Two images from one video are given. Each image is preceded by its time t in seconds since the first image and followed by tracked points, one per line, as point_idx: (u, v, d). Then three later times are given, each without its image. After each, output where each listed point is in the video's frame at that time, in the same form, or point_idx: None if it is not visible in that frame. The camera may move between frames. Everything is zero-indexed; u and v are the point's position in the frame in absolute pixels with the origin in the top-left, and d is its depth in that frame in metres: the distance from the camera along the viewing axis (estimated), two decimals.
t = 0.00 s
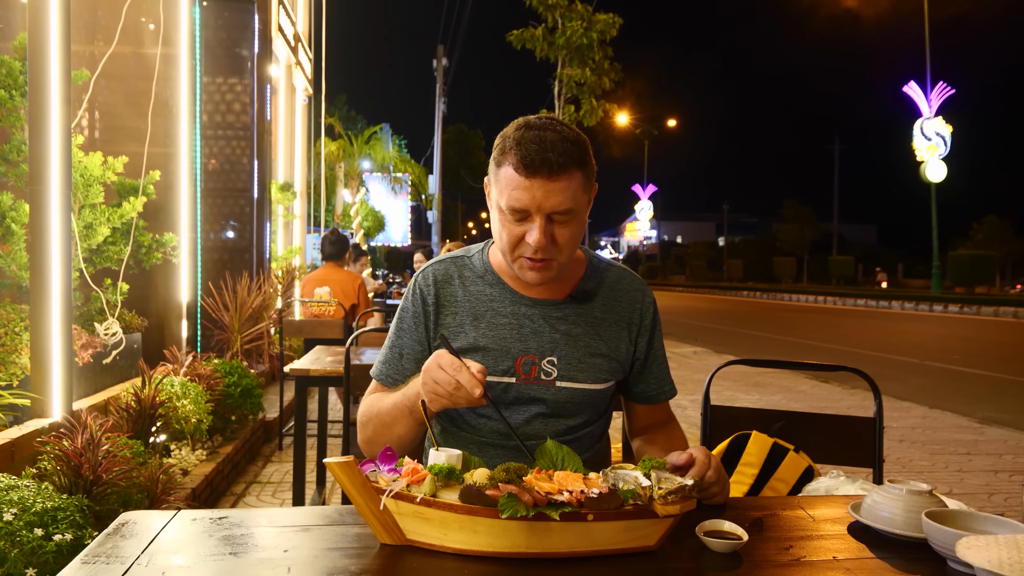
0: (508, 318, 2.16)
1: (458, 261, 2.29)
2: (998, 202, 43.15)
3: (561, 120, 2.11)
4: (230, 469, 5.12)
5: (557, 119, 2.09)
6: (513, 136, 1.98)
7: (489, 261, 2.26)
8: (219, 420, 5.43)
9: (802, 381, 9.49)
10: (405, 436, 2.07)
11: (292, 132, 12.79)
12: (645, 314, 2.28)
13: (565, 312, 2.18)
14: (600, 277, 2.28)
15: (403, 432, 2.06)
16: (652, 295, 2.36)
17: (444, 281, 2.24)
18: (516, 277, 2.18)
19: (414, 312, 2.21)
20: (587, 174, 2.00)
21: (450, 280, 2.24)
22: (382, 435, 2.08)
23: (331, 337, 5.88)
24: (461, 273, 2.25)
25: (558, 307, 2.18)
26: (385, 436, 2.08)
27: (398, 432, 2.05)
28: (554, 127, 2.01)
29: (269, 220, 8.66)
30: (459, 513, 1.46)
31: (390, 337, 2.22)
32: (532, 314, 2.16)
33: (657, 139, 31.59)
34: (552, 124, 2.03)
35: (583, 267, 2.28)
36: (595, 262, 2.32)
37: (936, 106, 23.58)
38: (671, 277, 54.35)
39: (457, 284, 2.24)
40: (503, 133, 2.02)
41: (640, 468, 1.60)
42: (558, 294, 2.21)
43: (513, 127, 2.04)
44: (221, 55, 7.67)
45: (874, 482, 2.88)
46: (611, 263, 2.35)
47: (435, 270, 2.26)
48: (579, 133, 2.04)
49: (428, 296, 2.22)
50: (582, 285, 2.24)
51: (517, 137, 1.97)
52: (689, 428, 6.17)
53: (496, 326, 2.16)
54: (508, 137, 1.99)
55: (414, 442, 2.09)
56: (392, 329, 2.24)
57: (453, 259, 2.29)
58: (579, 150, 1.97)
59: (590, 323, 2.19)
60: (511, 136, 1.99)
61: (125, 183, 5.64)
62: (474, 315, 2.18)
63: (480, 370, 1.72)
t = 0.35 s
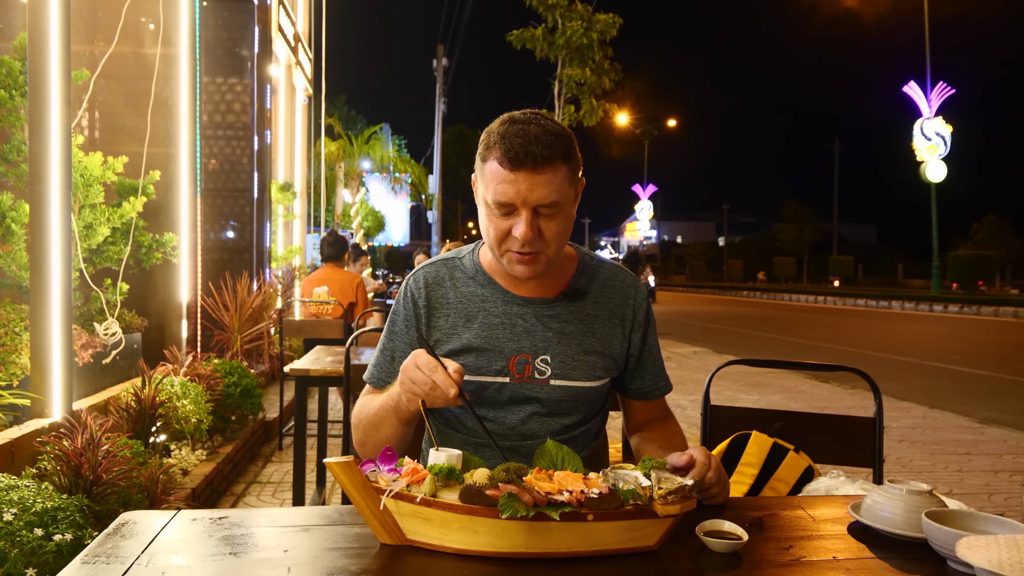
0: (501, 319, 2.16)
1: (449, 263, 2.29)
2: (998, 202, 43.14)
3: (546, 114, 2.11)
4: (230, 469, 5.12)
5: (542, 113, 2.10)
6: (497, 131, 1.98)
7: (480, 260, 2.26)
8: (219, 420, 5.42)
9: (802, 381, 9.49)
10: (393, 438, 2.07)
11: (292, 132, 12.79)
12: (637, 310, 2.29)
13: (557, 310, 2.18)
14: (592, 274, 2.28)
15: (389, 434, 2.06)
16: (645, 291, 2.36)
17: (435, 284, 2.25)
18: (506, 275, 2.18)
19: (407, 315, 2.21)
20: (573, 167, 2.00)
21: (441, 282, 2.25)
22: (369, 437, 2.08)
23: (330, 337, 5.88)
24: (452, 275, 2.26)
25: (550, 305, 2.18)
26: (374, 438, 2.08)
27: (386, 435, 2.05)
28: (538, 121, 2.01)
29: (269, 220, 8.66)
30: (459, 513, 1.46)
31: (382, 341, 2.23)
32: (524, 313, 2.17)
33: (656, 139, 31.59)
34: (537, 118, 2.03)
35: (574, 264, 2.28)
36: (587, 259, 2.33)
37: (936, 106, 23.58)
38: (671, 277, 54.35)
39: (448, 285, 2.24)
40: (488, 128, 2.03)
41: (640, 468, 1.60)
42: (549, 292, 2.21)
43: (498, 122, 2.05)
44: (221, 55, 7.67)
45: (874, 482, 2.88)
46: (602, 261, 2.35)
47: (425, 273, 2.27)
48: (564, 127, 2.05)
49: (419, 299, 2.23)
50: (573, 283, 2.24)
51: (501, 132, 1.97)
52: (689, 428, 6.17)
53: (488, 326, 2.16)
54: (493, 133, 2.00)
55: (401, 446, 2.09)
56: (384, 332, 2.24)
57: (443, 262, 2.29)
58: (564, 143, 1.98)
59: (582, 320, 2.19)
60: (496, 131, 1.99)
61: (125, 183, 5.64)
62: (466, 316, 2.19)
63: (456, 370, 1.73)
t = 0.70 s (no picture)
0: (498, 315, 2.16)
1: (446, 262, 2.29)
2: (998, 202, 43.14)
3: (539, 111, 2.13)
4: (230, 469, 5.12)
5: (535, 110, 2.11)
6: (493, 126, 1.99)
7: (477, 258, 2.26)
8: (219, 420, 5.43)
9: (802, 381, 9.49)
10: (400, 437, 2.08)
11: (293, 132, 12.79)
12: (633, 306, 2.29)
13: (554, 306, 2.18)
14: (587, 270, 2.29)
15: (397, 435, 2.06)
16: (641, 287, 2.36)
17: (432, 283, 2.24)
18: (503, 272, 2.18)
19: (405, 314, 2.21)
20: (568, 161, 2.02)
21: (438, 280, 2.25)
22: (376, 439, 2.08)
23: (331, 337, 5.88)
24: (450, 274, 2.25)
25: (547, 300, 2.18)
26: (380, 440, 2.08)
27: (393, 436, 2.06)
28: (532, 116, 2.03)
29: (269, 220, 8.67)
30: (459, 513, 1.46)
31: (381, 341, 2.23)
32: (521, 309, 2.16)
33: (656, 139, 31.60)
34: (531, 114, 2.05)
35: (570, 260, 2.28)
36: (582, 256, 2.33)
37: (936, 106, 23.59)
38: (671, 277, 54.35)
39: (446, 284, 2.24)
40: (483, 124, 2.04)
41: (640, 468, 1.60)
42: (545, 288, 2.21)
43: (492, 119, 2.06)
44: (221, 55, 7.67)
45: (874, 482, 2.88)
46: (598, 258, 2.35)
47: (422, 272, 2.26)
48: (557, 122, 2.06)
49: (417, 298, 2.22)
50: (569, 278, 2.24)
51: (496, 127, 1.98)
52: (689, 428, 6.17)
53: (486, 322, 2.16)
54: (488, 128, 2.01)
55: (408, 445, 2.10)
56: (383, 332, 2.24)
57: (440, 261, 2.29)
58: (558, 136, 1.99)
59: (579, 316, 2.19)
60: (491, 127, 2.00)
61: (125, 183, 5.64)
62: (464, 313, 2.18)
63: (468, 367, 1.74)
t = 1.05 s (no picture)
0: (500, 312, 2.16)
1: (448, 261, 2.30)
2: (998, 202, 43.13)
3: (543, 109, 2.13)
4: (230, 469, 5.12)
5: (540, 108, 2.12)
6: (500, 123, 1.99)
7: (479, 257, 2.27)
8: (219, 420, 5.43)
9: (802, 381, 9.49)
10: (394, 435, 2.07)
11: (292, 132, 12.79)
12: (634, 305, 2.29)
13: (555, 303, 2.18)
14: (589, 269, 2.29)
15: (389, 432, 2.06)
16: (642, 287, 2.36)
17: (434, 282, 2.25)
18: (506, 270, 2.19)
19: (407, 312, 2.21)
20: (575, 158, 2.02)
21: (440, 279, 2.25)
22: (369, 436, 2.09)
23: (331, 337, 5.88)
24: (452, 273, 2.26)
25: (548, 298, 2.18)
26: (375, 437, 2.08)
27: (386, 433, 2.06)
28: (539, 113, 2.03)
29: (269, 220, 8.67)
30: (459, 513, 1.46)
31: (383, 340, 2.23)
32: (523, 307, 2.16)
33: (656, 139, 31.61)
34: (537, 111, 2.05)
35: (572, 259, 2.29)
36: (584, 256, 2.33)
37: (936, 106, 23.59)
38: (671, 277, 54.35)
39: (448, 283, 2.25)
40: (489, 122, 2.04)
41: (640, 468, 1.60)
42: (547, 286, 2.21)
43: (498, 116, 2.06)
44: (221, 55, 7.67)
45: (874, 482, 2.88)
46: (599, 258, 2.35)
47: (424, 272, 2.27)
48: (563, 119, 2.07)
49: (419, 297, 2.23)
50: (571, 277, 2.24)
51: (504, 124, 1.98)
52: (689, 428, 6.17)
53: (488, 320, 2.16)
54: (495, 125, 2.01)
55: (401, 443, 2.10)
56: (385, 331, 2.25)
57: (443, 260, 2.30)
58: (565, 133, 2.00)
59: (581, 314, 2.19)
60: (499, 124, 2.00)
61: (125, 183, 5.64)
62: (466, 312, 2.19)
63: (451, 363, 1.74)
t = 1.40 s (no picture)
0: (505, 314, 2.16)
1: (454, 261, 2.30)
2: (999, 202, 43.12)
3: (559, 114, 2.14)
4: (230, 469, 5.12)
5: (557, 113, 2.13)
6: (518, 124, 1.99)
7: (485, 257, 2.27)
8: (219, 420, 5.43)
9: (802, 381, 9.49)
10: (394, 432, 2.07)
11: (292, 132, 12.79)
12: (639, 309, 2.28)
13: (560, 306, 2.18)
14: (595, 272, 2.28)
15: (388, 430, 2.06)
16: (647, 291, 2.36)
17: (439, 281, 2.25)
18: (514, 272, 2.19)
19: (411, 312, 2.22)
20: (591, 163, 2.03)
21: (445, 279, 2.25)
22: (369, 433, 2.10)
23: (331, 337, 5.88)
24: (457, 272, 2.26)
25: (553, 301, 2.18)
26: (375, 434, 2.08)
27: (386, 430, 2.06)
28: (556, 117, 2.04)
29: (269, 220, 8.67)
30: (459, 513, 1.46)
31: (386, 339, 2.24)
32: (528, 310, 2.16)
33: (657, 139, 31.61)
34: (554, 115, 2.06)
35: (579, 263, 2.28)
36: (590, 259, 2.33)
37: (936, 106, 23.58)
38: (671, 277, 54.33)
39: (453, 283, 2.25)
40: (506, 123, 2.04)
41: (640, 468, 1.60)
42: (553, 289, 2.21)
43: (515, 118, 2.06)
44: (221, 55, 7.66)
45: (874, 482, 2.88)
46: (606, 261, 2.35)
47: (430, 271, 2.27)
48: (579, 125, 2.08)
49: (423, 297, 2.23)
50: (578, 280, 2.24)
51: (522, 125, 1.98)
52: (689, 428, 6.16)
53: (492, 322, 2.16)
54: (512, 126, 2.01)
55: (401, 441, 2.09)
56: (388, 329, 2.25)
57: (448, 260, 2.30)
58: (583, 137, 2.00)
59: (586, 317, 2.19)
60: (516, 125, 2.00)
61: (125, 183, 5.64)
62: (470, 312, 2.19)
63: (442, 356, 1.75)
